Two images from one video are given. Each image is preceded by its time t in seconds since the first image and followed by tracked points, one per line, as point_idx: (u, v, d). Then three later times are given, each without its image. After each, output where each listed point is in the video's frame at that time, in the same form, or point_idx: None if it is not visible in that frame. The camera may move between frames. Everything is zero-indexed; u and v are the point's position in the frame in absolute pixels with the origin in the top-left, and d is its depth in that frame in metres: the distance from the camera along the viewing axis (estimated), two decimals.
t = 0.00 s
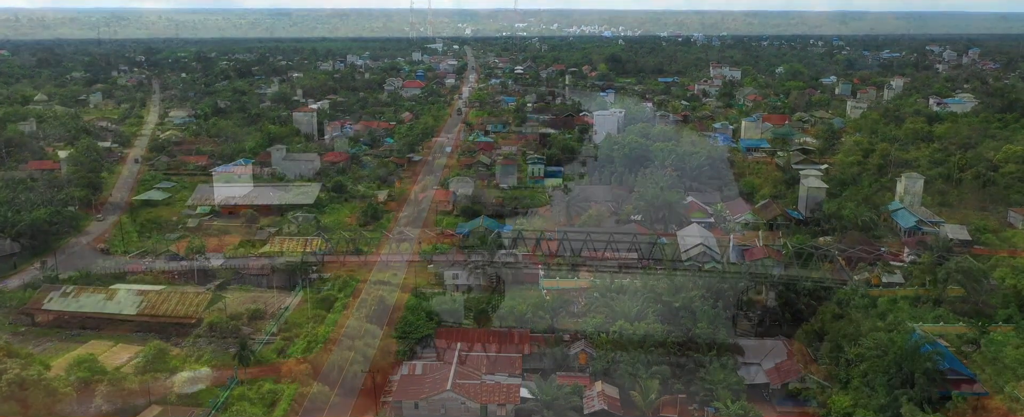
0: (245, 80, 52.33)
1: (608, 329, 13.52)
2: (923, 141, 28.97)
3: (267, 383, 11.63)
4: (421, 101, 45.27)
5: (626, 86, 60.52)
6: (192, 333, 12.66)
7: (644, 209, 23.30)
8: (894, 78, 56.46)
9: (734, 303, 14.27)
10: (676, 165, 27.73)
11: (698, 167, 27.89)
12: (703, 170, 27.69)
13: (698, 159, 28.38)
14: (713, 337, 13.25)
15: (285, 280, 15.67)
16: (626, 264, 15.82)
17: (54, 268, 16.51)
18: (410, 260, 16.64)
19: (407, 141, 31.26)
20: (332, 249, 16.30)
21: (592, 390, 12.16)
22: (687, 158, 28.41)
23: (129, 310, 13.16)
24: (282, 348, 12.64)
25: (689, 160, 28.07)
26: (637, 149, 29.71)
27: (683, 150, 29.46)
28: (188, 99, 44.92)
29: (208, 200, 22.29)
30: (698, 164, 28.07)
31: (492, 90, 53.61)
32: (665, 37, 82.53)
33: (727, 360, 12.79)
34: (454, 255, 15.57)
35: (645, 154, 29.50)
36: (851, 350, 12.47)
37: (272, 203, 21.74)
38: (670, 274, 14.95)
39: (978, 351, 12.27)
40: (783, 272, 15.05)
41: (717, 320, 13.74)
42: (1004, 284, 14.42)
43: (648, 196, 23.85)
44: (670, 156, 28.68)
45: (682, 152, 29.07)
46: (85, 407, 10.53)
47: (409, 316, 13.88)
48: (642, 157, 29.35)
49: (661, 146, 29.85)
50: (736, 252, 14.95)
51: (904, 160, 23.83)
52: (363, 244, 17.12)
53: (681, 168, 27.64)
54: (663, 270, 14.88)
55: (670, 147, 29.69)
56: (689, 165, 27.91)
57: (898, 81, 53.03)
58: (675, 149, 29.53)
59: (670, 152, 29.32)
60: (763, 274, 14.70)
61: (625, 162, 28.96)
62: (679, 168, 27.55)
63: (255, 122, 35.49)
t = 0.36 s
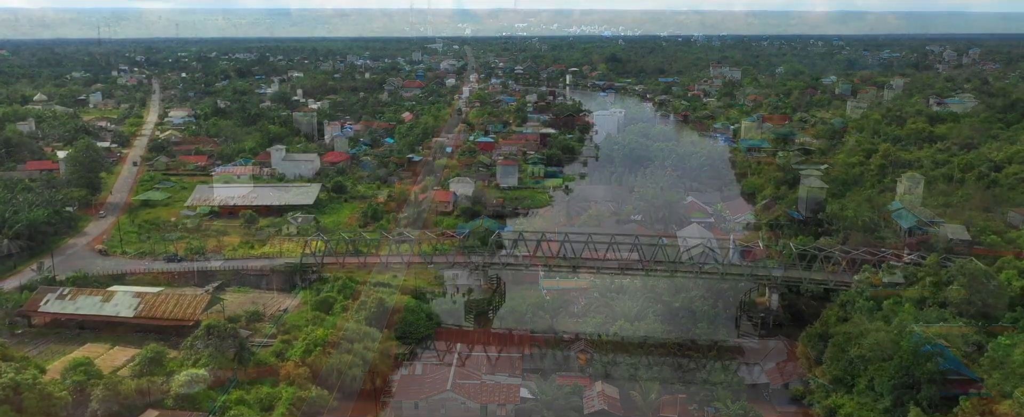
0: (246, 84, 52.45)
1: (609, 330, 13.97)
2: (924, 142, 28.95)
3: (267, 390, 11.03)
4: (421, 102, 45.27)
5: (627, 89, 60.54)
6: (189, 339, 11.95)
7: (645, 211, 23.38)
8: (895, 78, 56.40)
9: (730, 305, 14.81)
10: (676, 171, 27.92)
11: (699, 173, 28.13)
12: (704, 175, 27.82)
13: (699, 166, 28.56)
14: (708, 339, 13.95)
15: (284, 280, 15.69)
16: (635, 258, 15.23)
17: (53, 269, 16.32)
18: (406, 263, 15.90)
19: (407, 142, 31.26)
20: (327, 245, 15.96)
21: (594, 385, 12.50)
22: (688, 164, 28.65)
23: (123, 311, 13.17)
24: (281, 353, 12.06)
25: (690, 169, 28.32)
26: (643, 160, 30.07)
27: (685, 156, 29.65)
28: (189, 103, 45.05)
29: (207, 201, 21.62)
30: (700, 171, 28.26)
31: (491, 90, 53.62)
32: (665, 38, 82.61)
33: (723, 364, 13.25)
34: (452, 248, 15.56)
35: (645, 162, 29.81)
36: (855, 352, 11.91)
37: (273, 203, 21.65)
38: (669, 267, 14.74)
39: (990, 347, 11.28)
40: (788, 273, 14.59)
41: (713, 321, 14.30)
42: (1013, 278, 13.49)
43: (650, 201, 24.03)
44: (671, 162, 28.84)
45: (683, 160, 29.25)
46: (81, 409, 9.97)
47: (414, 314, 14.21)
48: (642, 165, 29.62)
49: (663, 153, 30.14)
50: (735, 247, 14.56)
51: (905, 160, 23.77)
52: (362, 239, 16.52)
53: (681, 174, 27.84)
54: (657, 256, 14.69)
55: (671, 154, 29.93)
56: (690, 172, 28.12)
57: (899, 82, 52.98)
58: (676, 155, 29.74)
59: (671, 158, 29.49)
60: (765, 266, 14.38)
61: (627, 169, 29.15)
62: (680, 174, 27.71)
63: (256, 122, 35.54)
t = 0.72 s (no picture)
0: (247, 87, 52.65)
1: (611, 334, 14.18)
2: (927, 145, 28.81)
3: (263, 395, 10.63)
4: (421, 103, 45.27)
5: (628, 92, 60.66)
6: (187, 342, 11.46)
7: (650, 215, 23.17)
8: (897, 79, 56.26)
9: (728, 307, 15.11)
10: (680, 183, 27.83)
11: (704, 182, 27.93)
12: (709, 184, 27.64)
13: (702, 179, 28.45)
14: (711, 341, 13.93)
15: (284, 282, 15.41)
16: (640, 252, 14.72)
17: (48, 270, 16.07)
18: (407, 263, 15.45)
19: (406, 142, 31.20)
20: (326, 247, 15.69)
21: (597, 382, 12.71)
22: (692, 178, 28.63)
23: (120, 314, 12.94)
24: (281, 357, 11.88)
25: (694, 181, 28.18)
26: (648, 172, 29.91)
27: (689, 173, 29.69)
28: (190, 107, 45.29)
29: (204, 203, 21.19)
30: (704, 181, 28.13)
31: (492, 90, 53.62)
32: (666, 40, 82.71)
33: (722, 362, 13.40)
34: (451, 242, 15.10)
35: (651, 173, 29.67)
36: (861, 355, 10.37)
37: (271, 203, 21.29)
38: (670, 264, 14.36)
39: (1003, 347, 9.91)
40: (793, 276, 14.22)
41: (715, 326, 14.41)
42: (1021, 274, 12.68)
43: (654, 209, 23.91)
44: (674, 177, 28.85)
45: (687, 175, 29.23)
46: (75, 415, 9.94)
47: (416, 310, 14.03)
48: (645, 175, 29.42)
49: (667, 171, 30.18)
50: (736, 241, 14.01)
51: (908, 162, 23.56)
52: (362, 239, 16.02)
53: (685, 183, 27.70)
54: (655, 247, 14.34)
55: (675, 171, 29.99)
56: (694, 182, 27.97)
57: (901, 83, 52.85)
58: (679, 173, 29.79)
59: (675, 174, 29.50)
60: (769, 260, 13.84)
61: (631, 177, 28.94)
62: (684, 184, 27.55)
63: (257, 124, 35.59)
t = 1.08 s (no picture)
0: (247, 87, 52.56)
1: (614, 338, 14.00)
2: (930, 146, 28.63)
3: (262, 400, 10.40)
4: (421, 103, 45.10)
5: (630, 92, 60.54)
6: (181, 347, 11.26)
7: (654, 218, 22.95)
8: (899, 79, 56.10)
9: (733, 310, 14.85)
10: (684, 185, 27.60)
11: (708, 184, 27.71)
12: (713, 186, 27.41)
13: (706, 181, 28.21)
14: (716, 345, 13.71)
15: (283, 285, 15.17)
16: (643, 255, 14.47)
17: (44, 272, 15.88)
18: (407, 266, 15.20)
19: (407, 142, 31.03)
20: (326, 250, 15.48)
21: (600, 387, 12.59)
22: (696, 181, 28.41)
23: (115, 317, 12.70)
24: (277, 363, 11.63)
25: (698, 183, 27.96)
26: (652, 174, 29.68)
27: (694, 175, 29.46)
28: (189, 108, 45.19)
29: (203, 204, 20.97)
30: (708, 183, 27.89)
31: (493, 90, 53.45)
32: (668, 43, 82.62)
33: (725, 369, 13.24)
34: (451, 244, 14.81)
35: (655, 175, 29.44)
36: (869, 361, 10.19)
37: (270, 204, 21.05)
38: (672, 268, 14.14)
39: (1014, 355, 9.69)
40: (797, 280, 14.01)
41: (719, 329, 14.22)
42: None
43: (658, 212, 23.71)
44: (678, 179, 28.63)
45: (691, 177, 29.01)
46: None
47: (416, 311, 13.71)
48: (650, 177, 29.18)
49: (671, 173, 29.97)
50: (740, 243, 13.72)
51: (912, 163, 23.39)
52: (362, 241, 15.74)
53: (689, 186, 27.47)
54: (658, 250, 14.13)
55: (679, 173, 29.77)
56: (698, 184, 27.73)
57: (903, 84, 52.71)
58: (683, 174, 29.58)
59: (680, 176, 29.27)
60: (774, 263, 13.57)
61: (635, 179, 28.71)
62: (689, 186, 27.32)
63: (257, 124, 35.47)
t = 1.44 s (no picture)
0: (247, 87, 52.38)
1: (616, 342, 13.79)
2: (934, 148, 28.38)
3: (257, 408, 10.16)
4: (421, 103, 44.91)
5: (631, 93, 60.32)
6: (175, 353, 11.03)
7: (658, 219, 22.71)
8: (901, 80, 55.85)
9: (738, 315, 14.63)
10: (687, 186, 27.36)
11: (710, 186, 27.46)
12: (716, 188, 27.15)
13: (708, 182, 27.99)
14: (720, 350, 13.49)
15: (280, 289, 14.95)
16: (646, 259, 14.24)
17: (38, 275, 15.65)
18: (406, 270, 14.98)
19: (407, 143, 30.82)
20: (324, 253, 15.25)
21: (602, 392, 12.39)
22: (699, 181, 28.15)
23: (109, 322, 12.48)
24: (273, 370, 11.40)
25: (700, 184, 27.73)
26: (654, 175, 29.44)
27: (696, 176, 29.21)
28: (188, 107, 44.98)
29: (200, 205, 20.74)
30: (710, 184, 27.65)
31: (494, 91, 53.27)
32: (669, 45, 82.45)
33: (730, 374, 13.00)
34: (451, 248, 14.57)
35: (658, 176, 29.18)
36: (878, 369, 9.93)
37: (268, 206, 20.81)
38: (676, 271, 13.92)
39: None
40: (803, 285, 13.77)
41: (723, 333, 13.98)
42: None
43: (662, 213, 23.48)
44: (681, 179, 28.39)
45: (693, 178, 28.77)
46: None
47: (415, 315, 13.48)
48: (652, 178, 28.93)
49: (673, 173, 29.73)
50: (744, 247, 13.48)
51: (916, 165, 23.14)
52: (361, 244, 15.50)
53: (691, 187, 27.21)
54: (661, 253, 13.90)
55: (682, 174, 29.52)
56: (700, 185, 27.50)
57: (905, 85, 52.45)
58: (686, 175, 29.35)
59: (683, 177, 29.02)
60: (780, 267, 13.34)
61: (637, 180, 28.48)
62: (691, 187, 27.07)
63: (256, 125, 35.26)
